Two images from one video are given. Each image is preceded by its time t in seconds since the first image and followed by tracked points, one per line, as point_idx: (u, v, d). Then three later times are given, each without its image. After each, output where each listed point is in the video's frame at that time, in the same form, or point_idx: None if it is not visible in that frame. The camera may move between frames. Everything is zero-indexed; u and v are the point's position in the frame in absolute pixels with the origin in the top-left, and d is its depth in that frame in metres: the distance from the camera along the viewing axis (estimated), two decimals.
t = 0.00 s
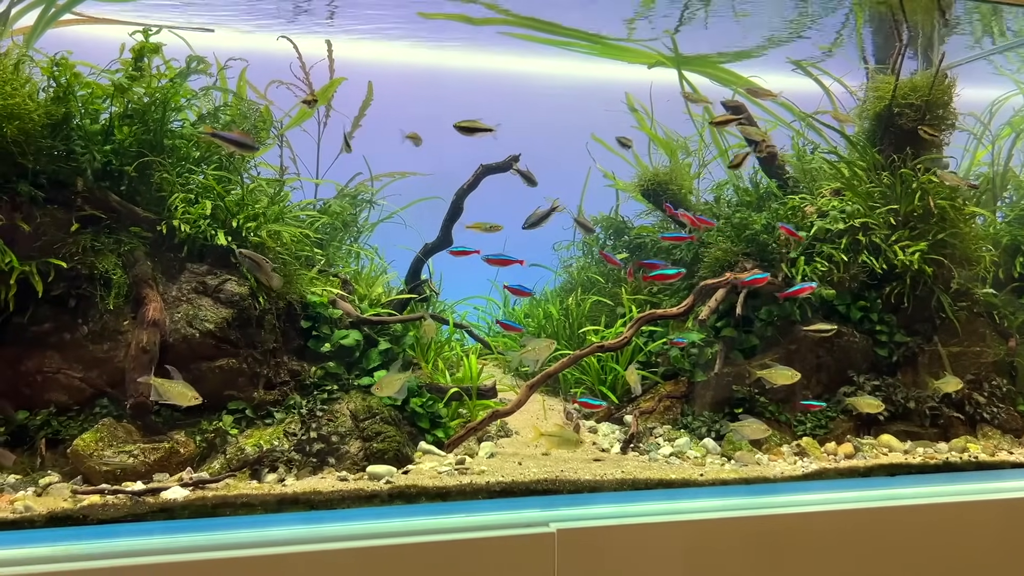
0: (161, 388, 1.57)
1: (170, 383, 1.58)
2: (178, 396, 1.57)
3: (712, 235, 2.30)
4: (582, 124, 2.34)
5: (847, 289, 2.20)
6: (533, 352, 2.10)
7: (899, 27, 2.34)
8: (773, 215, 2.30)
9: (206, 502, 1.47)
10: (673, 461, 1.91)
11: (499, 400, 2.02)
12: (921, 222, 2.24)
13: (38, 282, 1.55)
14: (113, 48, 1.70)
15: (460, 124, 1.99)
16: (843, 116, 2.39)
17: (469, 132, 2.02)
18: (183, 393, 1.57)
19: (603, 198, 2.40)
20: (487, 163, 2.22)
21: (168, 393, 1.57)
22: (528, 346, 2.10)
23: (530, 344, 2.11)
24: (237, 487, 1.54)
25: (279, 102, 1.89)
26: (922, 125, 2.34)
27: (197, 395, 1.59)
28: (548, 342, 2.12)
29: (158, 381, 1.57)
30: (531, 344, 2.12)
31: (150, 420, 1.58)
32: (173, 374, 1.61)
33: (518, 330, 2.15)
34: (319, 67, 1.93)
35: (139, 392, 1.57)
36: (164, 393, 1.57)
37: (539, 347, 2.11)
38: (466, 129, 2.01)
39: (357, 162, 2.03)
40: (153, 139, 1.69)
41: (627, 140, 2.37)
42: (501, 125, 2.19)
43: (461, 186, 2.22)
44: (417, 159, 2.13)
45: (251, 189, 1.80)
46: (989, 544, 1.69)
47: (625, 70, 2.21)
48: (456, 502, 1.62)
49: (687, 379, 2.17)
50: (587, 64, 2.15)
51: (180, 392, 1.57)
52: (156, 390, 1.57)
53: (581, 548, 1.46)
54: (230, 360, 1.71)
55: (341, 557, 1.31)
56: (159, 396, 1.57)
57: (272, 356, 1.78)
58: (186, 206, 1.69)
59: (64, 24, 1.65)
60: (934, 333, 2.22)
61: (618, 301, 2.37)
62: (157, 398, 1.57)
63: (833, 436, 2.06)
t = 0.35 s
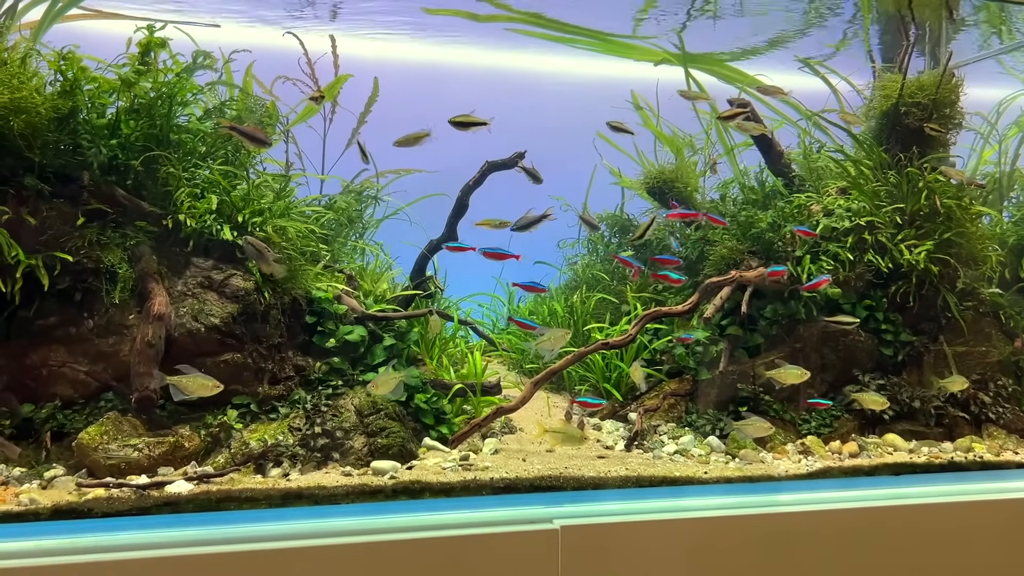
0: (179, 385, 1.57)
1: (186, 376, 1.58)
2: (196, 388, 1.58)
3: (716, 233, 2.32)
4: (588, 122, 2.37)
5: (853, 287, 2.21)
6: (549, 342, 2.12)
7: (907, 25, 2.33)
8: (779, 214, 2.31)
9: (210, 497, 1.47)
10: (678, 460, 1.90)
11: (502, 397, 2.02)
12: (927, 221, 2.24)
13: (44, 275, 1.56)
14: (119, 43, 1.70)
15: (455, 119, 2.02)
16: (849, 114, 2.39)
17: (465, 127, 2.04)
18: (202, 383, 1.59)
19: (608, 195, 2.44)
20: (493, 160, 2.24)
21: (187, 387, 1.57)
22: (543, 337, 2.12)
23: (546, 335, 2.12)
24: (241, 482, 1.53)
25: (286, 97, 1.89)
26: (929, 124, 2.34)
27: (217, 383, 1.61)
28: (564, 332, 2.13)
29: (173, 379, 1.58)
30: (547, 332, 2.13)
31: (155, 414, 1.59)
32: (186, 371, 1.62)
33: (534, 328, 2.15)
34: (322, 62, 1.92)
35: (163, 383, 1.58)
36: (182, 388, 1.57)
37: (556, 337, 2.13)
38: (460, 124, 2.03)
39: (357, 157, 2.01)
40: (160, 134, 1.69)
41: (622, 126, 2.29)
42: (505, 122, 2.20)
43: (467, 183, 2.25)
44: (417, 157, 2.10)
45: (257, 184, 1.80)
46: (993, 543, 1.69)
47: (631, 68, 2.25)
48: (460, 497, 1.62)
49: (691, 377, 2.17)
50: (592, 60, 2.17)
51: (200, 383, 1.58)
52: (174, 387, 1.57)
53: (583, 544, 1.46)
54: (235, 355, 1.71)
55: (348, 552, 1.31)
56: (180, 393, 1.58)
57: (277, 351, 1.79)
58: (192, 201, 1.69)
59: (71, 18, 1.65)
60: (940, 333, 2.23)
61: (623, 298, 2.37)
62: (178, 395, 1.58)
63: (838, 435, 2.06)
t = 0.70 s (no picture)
0: (189, 381, 1.59)
1: (196, 371, 1.60)
2: (206, 382, 1.60)
3: (718, 233, 2.34)
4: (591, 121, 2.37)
5: (854, 289, 2.21)
6: (557, 341, 2.07)
7: (910, 26, 2.36)
8: (782, 215, 2.30)
9: (211, 495, 1.47)
10: (679, 460, 1.90)
11: (502, 397, 2.03)
12: (930, 223, 2.24)
13: (46, 272, 1.56)
14: (123, 41, 1.70)
15: (448, 118, 1.95)
16: (849, 113, 2.42)
17: (459, 126, 1.96)
18: (212, 377, 1.60)
19: (610, 195, 2.46)
20: (493, 159, 2.23)
21: (198, 382, 1.59)
22: (550, 338, 2.07)
23: (555, 334, 2.08)
24: (241, 480, 1.53)
25: (287, 96, 1.89)
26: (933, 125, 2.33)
27: (226, 376, 1.62)
28: (573, 331, 2.08)
29: (182, 376, 1.59)
30: (556, 331, 2.08)
31: (156, 411, 1.58)
32: (194, 367, 1.63)
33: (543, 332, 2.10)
34: (325, 61, 1.92)
35: (174, 382, 1.59)
36: (192, 383, 1.59)
37: (564, 336, 2.08)
38: (455, 122, 1.95)
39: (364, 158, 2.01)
40: (162, 132, 1.69)
41: (615, 121, 2.25)
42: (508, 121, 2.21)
43: (468, 183, 2.24)
44: (424, 154, 2.14)
45: (259, 183, 1.80)
46: (993, 545, 1.69)
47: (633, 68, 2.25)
48: (460, 497, 1.62)
49: (692, 377, 2.18)
50: (594, 60, 2.17)
51: (209, 376, 1.60)
52: (185, 383, 1.59)
53: (583, 544, 1.46)
54: (237, 353, 1.71)
55: (348, 551, 1.31)
56: (192, 388, 1.60)
57: (278, 350, 1.78)
58: (194, 199, 1.69)
59: (74, 16, 1.65)
60: (941, 334, 2.24)
61: (625, 299, 2.38)
62: (189, 392, 1.60)
63: (839, 437, 2.05)
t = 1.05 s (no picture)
0: (196, 377, 1.58)
1: (202, 367, 1.60)
2: (214, 378, 1.60)
3: (720, 234, 2.34)
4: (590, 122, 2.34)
5: (856, 290, 2.22)
6: (566, 341, 2.14)
7: (911, 27, 2.33)
8: (783, 214, 2.31)
9: (211, 494, 1.47)
10: (679, 460, 1.91)
11: (504, 396, 2.04)
12: (931, 224, 2.24)
13: (48, 270, 1.56)
14: (125, 39, 1.70)
15: (446, 117, 1.93)
16: (853, 115, 2.41)
17: (455, 126, 1.96)
18: (218, 372, 1.60)
19: (612, 195, 2.48)
20: (494, 159, 2.26)
21: (204, 378, 1.59)
22: (560, 336, 2.13)
23: (564, 334, 2.13)
24: (242, 479, 1.53)
25: (289, 96, 1.90)
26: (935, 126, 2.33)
27: (232, 371, 1.62)
28: (582, 331, 2.16)
29: (188, 373, 1.59)
30: (566, 330, 2.15)
31: (157, 410, 1.58)
32: (200, 363, 1.64)
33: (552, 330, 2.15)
34: (328, 60, 1.92)
35: (180, 379, 1.59)
36: (199, 380, 1.59)
37: (574, 335, 2.15)
38: (453, 122, 1.95)
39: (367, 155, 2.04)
40: (164, 131, 1.69)
41: (611, 118, 2.24)
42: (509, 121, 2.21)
43: (469, 182, 2.26)
44: (426, 153, 2.15)
45: (261, 182, 1.80)
46: (993, 547, 1.69)
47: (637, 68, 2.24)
48: (460, 497, 1.62)
49: (693, 378, 2.19)
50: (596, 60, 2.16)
51: (216, 372, 1.60)
52: (191, 380, 1.59)
53: (583, 544, 1.46)
54: (238, 352, 1.71)
55: (347, 550, 1.31)
56: (198, 384, 1.59)
57: (279, 349, 1.79)
58: (196, 198, 1.69)
59: (77, 14, 1.65)
60: (942, 336, 2.24)
61: (627, 299, 2.40)
62: (195, 388, 1.60)
63: (839, 438, 2.05)
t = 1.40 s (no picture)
0: (199, 373, 1.58)
1: (206, 363, 1.60)
2: (217, 374, 1.59)
3: (722, 235, 2.34)
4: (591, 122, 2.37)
5: (856, 291, 2.22)
6: (575, 340, 2.07)
7: (913, 27, 2.34)
8: (784, 214, 2.33)
9: (212, 492, 1.47)
10: (680, 460, 1.91)
11: (505, 396, 2.03)
12: (933, 225, 2.25)
13: (50, 269, 1.58)
14: (127, 38, 1.70)
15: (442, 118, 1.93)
16: (854, 114, 2.42)
17: (454, 124, 1.95)
18: (222, 369, 1.60)
19: (613, 195, 2.48)
20: (497, 159, 2.26)
21: (207, 374, 1.58)
22: (569, 334, 2.07)
23: (574, 333, 2.07)
24: (243, 478, 1.53)
25: (292, 95, 1.89)
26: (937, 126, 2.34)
27: (236, 367, 1.62)
28: (593, 332, 2.09)
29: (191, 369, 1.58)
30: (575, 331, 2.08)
31: (158, 409, 1.58)
32: (204, 359, 1.64)
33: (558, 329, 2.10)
34: (330, 60, 1.93)
35: (183, 376, 1.58)
36: (202, 375, 1.58)
37: (583, 336, 2.08)
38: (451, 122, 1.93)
39: (369, 155, 2.06)
40: (166, 130, 1.69)
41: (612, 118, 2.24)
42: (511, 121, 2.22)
43: (472, 182, 2.26)
44: (427, 153, 2.16)
45: (262, 181, 1.80)
46: (993, 548, 1.69)
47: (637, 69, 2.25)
48: (461, 496, 1.62)
49: (694, 378, 2.18)
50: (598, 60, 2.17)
51: (220, 368, 1.59)
52: (194, 376, 1.58)
53: (585, 544, 1.46)
54: (239, 351, 1.70)
55: (349, 549, 1.31)
56: (200, 380, 1.58)
57: (281, 348, 1.78)
58: (198, 197, 1.69)
59: (80, 14, 1.66)
60: (944, 337, 2.24)
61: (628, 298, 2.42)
62: (196, 382, 1.58)
63: (840, 438, 2.05)
